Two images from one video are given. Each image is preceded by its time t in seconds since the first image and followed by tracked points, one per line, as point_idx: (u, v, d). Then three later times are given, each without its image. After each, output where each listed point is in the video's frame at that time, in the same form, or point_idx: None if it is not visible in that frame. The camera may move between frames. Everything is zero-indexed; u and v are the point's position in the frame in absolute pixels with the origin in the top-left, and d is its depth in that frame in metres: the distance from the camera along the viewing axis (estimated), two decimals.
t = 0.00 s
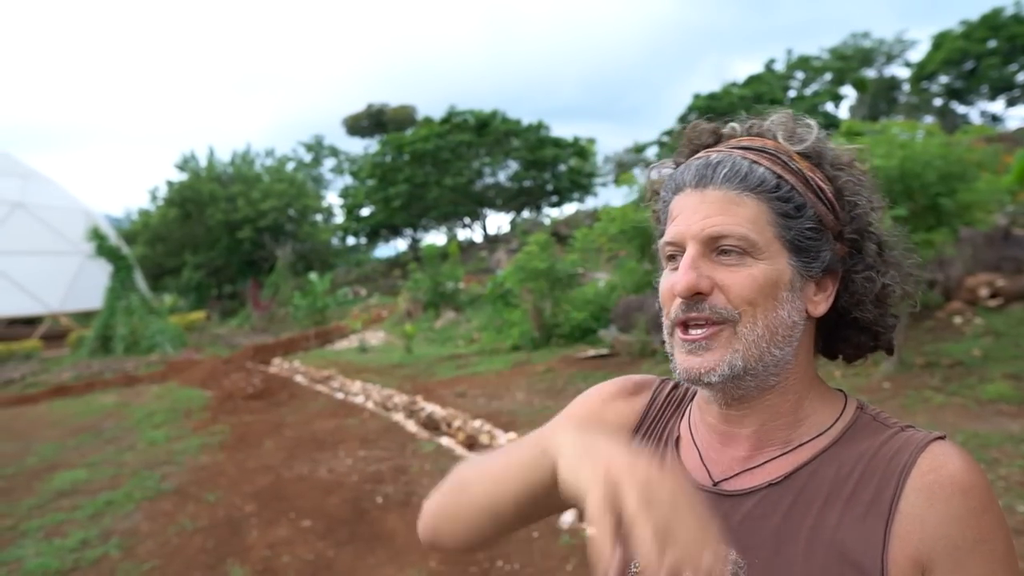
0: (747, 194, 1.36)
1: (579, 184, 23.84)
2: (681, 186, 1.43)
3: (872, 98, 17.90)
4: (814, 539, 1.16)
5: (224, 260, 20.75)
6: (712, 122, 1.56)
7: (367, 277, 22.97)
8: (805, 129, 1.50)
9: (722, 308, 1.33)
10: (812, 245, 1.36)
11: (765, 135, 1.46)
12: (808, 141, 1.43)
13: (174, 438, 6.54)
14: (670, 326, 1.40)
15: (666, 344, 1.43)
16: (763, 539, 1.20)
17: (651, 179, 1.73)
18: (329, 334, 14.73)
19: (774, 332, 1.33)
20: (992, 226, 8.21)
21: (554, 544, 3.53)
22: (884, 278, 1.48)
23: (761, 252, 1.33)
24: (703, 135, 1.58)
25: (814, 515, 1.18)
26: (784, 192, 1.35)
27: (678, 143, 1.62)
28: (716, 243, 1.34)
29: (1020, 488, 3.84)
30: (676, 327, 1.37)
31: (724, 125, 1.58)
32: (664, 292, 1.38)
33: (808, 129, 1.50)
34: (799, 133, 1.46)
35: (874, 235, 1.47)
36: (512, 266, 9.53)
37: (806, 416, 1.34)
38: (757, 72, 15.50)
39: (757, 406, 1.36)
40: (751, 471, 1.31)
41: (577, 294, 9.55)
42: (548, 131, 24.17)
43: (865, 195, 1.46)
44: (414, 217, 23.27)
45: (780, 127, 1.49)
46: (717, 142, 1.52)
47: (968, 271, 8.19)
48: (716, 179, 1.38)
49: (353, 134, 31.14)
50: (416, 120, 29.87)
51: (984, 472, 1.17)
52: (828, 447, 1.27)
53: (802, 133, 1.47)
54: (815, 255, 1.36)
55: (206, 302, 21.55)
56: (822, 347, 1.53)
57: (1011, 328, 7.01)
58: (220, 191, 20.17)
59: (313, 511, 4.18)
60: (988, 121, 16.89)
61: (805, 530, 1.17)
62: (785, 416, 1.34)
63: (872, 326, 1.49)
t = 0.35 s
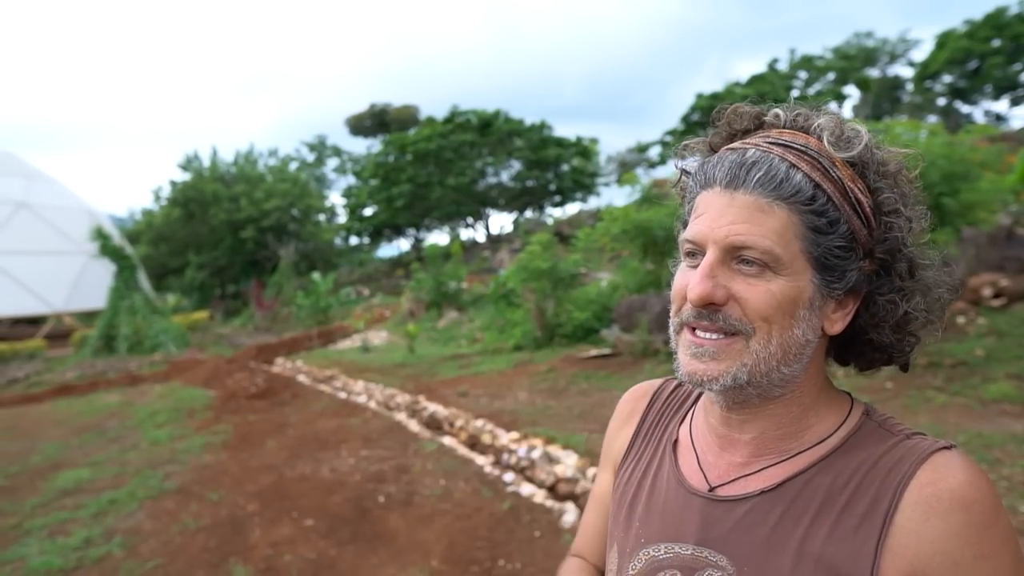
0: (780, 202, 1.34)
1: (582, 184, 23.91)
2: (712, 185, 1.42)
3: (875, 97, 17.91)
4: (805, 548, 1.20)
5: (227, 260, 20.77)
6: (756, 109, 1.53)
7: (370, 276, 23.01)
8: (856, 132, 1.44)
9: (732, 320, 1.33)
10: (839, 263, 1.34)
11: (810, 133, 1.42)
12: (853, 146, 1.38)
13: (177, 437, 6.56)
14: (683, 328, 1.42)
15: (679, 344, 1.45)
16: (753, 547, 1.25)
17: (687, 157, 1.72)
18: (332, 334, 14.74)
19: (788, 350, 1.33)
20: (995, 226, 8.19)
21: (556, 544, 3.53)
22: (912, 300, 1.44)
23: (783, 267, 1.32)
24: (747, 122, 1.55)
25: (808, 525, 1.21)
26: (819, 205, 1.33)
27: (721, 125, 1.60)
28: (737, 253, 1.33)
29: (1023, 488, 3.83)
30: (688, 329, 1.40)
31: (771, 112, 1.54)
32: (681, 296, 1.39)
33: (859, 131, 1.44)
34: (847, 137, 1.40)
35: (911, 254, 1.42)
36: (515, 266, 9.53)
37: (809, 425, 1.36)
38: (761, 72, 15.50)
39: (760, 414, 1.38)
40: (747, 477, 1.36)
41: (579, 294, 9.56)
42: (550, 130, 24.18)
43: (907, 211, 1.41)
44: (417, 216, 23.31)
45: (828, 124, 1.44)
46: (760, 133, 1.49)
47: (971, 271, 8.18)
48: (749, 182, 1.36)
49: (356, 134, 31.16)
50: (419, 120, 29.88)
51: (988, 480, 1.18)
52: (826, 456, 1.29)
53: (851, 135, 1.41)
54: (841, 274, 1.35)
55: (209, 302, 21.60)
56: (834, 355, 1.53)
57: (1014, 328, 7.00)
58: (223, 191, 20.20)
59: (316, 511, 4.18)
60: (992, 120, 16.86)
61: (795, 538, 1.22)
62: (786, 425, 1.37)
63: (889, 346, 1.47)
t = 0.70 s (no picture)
0: (791, 211, 1.33)
1: (584, 185, 23.99)
2: (723, 191, 1.41)
3: (878, 97, 17.89)
4: (796, 553, 1.20)
5: (229, 260, 20.81)
6: (766, 110, 1.53)
7: (372, 276, 23.08)
8: (868, 136, 1.43)
9: (742, 330, 1.34)
10: (849, 272, 1.34)
11: (821, 137, 1.41)
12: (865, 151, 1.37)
13: (178, 437, 6.57)
14: (692, 335, 1.43)
15: (686, 349, 1.47)
16: (747, 547, 1.27)
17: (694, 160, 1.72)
18: (334, 334, 14.76)
19: (794, 360, 1.33)
20: (997, 226, 8.19)
21: (556, 543, 3.54)
22: (918, 306, 1.45)
23: (793, 278, 1.31)
24: (756, 122, 1.55)
25: (801, 528, 1.22)
26: (830, 214, 1.32)
27: (730, 124, 1.59)
28: (747, 261, 1.33)
29: None
30: (696, 336, 1.41)
31: (781, 112, 1.53)
32: (690, 303, 1.40)
33: (870, 135, 1.43)
34: (858, 142, 1.39)
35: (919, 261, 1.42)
36: (517, 266, 9.52)
37: (810, 428, 1.36)
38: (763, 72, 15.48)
39: (762, 418, 1.39)
40: (745, 478, 1.37)
41: (581, 294, 9.56)
42: (553, 130, 24.20)
43: (917, 217, 1.41)
44: (419, 216, 23.47)
45: (841, 128, 1.43)
46: (769, 135, 1.49)
47: (973, 271, 8.17)
48: (760, 190, 1.36)
49: (358, 134, 31.19)
50: (421, 120, 29.90)
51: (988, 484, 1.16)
52: (823, 458, 1.30)
53: (862, 140, 1.40)
54: (850, 282, 1.34)
55: (211, 302, 21.71)
56: (838, 357, 1.53)
57: (1016, 328, 7.00)
58: (226, 191, 20.21)
59: (317, 511, 4.19)
60: (995, 120, 16.86)
61: (787, 541, 1.22)
62: (788, 428, 1.37)
63: (894, 351, 1.47)
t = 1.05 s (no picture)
0: (823, 222, 1.33)
1: (586, 184, 24.00)
2: (754, 198, 1.39)
3: (880, 96, 17.85)
4: (779, 521, 1.28)
5: (231, 259, 20.83)
6: (792, 113, 1.49)
7: (374, 276, 23.15)
8: (894, 143, 1.42)
9: (772, 336, 1.34)
10: (872, 281, 1.36)
11: (853, 147, 1.39)
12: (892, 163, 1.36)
13: (179, 437, 6.57)
14: (717, 337, 1.43)
15: (710, 351, 1.47)
16: (745, 527, 1.33)
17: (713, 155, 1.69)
18: (336, 333, 14.76)
19: (822, 365, 1.35)
20: (998, 226, 8.18)
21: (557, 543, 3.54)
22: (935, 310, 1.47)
23: (822, 287, 1.32)
24: (783, 124, 1.51)
25: (789, 500, 1.29)
26: (859, 227, 1.32)
27: (754, 125, 1.55)
28: (780, 270, 1.33)
29: None
30: (723, 341, 1.41)
31: (811, 117, 1.48)
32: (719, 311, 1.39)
33: (896, 143, 1.41)
34: (888, 152, 1.38)
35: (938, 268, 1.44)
36: (518, 266, 9.52)
37: (823, 423, 1.38)
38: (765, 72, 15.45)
39: (778, 415, 1.41)
40: (754, 466, 1.40)
41: (582, 294, 9.56)
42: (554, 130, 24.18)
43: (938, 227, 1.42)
44: (420, 216, 23.47)
45: (869, 135, 1.40)
46: (796, 138, 1.46)
47: (974, 271, 8.16)
48: (794, 201, 1.34)
49: (359, 133, 31.19)
50: (422, 119, 29.90)
51: (968, 466, 1.21)
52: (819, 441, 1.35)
53: (892, 148, 1.39)
54: (873, 291, 1.37)
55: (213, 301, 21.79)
56: (850, 356, 1.56)
57: (1018, 328, 6.99)
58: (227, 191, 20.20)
59: (318, 510, 4.19)
60: (996, 119, 16.83)
61: (774, 513, 1.30)
62: (802, 420, 1.39)
63: (907, 353, 1.51)
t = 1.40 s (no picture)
0: (824, 218, 1.33)
1: (586, 184, 24.00)
2: (757, 189, 1.41)
3: (880, 96, 17.85)
4: (753, 545, 1.27)
5: (231, 259, 20.85)
6: (807, 114, 1.51)
7: (374, 276, 23.16)
8: (907, 153, 1.42)
9: (759, 327, 1.34)
10: (867, 287, 1.35)
11: (862, 150, 1.40)
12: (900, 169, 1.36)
13: (179, 437, 6.57)
14: (706, 326, 1.44)
15: (698, 338, 1.48)
16: (725, 540, 1.33)
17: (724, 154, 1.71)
18: (337, 333, 14.76)
19: (808, 364, 1.34)
20: (998, 226, 8.18)
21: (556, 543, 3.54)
22: (931, 324, 1.44)
23: (815, 283, 1.32)
24: (796, 124, 1.52)
25: (761, 522, 1.29)
26: (859, 226, 1.32)
27: (769, 123, 1.57)
28: (774, 260, 1.34)
29: (1022, 488, 3.83)
30: (712, 327, 1.42)
31: (827, 120, 1.48)
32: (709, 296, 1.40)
33: (908, 153, 1.41)
34: (898, 158, 1.38)
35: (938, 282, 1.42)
36: (518, 265, 9.53)
37: (812, 432, 1.37)
38: (766, 71, 15.46)
39: (763, 417, 1.41)
40: (737, 476, 1.40)
41: (582, 294, 9.56)
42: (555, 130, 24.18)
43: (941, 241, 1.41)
44: (421, 216, 23.47)
45: (882, 141, 1.41)
46: (808, 138, 1.47)
47: (974, 270, 8.16)
48: (796, 194, 1.35)
49: (360, 133, 31.20)
50: (423, 119, 29.91)
51: (951, 496, 1.15)
52: (801, 457, 1.33)
53: (902, 155, 1.39)
54: (868, 295, 1.35)
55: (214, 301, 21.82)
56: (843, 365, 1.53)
57: (1018, 328, 6.99)
58: (228, 191, 20.20)
59: (317, 510, 4.19)
60: (997, 119, 16.79)
61: (747, 531, 1.30)
62: (789, 426, 1.39)
63: (898, 367, 1.48)
